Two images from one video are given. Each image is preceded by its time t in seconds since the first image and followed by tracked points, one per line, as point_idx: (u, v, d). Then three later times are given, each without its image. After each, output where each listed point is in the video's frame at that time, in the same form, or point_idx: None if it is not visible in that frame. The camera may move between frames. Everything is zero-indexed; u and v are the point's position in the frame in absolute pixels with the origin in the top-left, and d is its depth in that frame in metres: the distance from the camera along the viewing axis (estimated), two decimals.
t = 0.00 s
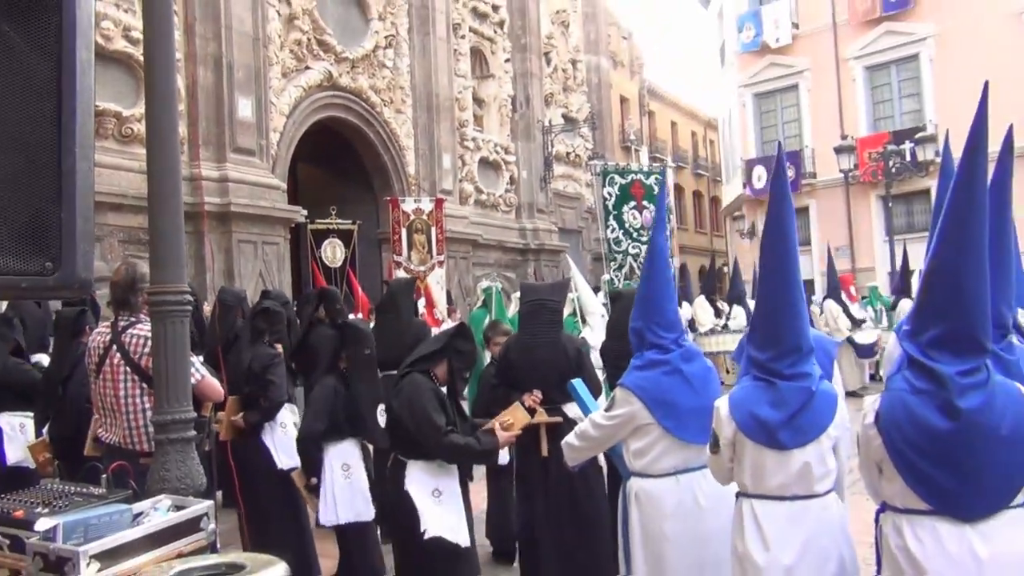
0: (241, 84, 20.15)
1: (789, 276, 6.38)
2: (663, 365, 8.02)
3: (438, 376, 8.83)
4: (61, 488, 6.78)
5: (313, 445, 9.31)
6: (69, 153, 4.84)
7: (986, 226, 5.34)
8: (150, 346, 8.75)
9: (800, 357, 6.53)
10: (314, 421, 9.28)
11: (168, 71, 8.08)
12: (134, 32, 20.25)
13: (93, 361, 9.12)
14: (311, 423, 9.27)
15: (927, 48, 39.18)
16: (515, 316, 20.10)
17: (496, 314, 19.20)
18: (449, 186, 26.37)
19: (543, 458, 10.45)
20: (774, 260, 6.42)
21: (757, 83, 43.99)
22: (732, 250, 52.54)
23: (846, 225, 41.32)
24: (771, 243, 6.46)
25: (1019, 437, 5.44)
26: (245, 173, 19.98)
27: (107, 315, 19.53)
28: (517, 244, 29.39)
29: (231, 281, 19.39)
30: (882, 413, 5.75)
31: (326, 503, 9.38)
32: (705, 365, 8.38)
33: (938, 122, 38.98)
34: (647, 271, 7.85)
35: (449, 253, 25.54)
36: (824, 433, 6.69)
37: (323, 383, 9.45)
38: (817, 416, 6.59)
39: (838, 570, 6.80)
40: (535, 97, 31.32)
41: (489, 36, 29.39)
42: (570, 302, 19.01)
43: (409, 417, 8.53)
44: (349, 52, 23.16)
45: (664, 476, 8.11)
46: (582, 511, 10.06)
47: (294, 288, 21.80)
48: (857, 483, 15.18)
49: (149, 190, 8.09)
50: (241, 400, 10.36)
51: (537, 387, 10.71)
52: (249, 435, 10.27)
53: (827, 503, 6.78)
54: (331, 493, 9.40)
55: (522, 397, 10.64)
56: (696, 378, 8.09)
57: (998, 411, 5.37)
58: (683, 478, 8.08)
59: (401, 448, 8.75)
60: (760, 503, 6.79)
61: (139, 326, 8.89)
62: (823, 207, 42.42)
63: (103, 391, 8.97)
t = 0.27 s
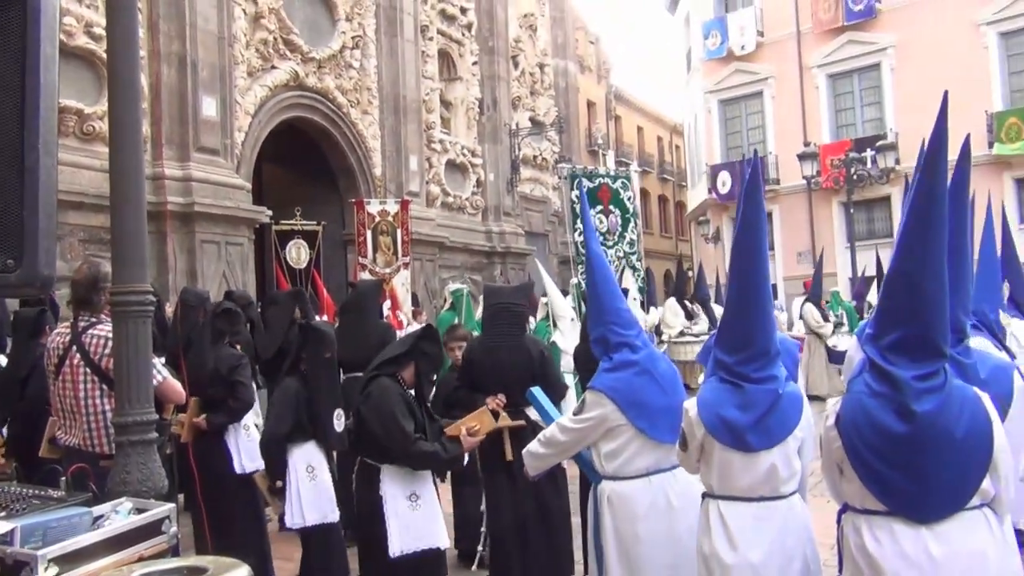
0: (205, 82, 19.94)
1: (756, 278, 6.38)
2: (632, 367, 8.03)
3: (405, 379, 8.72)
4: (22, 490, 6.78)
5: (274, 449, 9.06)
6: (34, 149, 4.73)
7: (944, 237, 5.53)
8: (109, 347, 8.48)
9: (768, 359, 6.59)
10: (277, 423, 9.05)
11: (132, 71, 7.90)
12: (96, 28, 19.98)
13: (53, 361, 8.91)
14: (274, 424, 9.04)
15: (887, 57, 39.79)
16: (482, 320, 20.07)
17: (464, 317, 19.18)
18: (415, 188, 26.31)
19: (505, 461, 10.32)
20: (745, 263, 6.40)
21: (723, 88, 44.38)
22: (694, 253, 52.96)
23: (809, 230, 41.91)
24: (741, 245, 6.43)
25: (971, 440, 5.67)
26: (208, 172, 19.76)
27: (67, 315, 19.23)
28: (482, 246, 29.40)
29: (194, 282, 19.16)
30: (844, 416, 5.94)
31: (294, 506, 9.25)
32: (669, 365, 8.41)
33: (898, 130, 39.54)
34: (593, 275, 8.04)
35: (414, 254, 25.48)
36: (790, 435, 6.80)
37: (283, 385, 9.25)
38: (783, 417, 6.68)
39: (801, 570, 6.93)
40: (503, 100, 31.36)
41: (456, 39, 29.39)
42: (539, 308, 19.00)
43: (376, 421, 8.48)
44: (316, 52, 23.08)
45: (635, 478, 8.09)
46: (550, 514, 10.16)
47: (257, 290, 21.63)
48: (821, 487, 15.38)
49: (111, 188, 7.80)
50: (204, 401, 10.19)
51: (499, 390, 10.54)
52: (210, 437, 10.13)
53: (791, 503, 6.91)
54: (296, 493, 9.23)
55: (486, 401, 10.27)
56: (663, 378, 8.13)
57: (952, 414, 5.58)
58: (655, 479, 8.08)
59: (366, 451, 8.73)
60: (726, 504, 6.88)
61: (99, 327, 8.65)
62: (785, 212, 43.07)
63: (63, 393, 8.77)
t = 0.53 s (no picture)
0: (174, 82, 19.77)
1: (719, 281, 6.42)
2: (603, 367, 8.04)
3: (378, 380, 8.69)
4: None
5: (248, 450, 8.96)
6: None
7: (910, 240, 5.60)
8: (77, 347, 8.39)
9: (734, 360, 6.62)
10: (252, 424, 8.95)
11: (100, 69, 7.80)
12: (63, 26, 19.74)
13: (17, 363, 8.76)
14: (247, 426, 8.93)
15: (855, 63, 40.18)
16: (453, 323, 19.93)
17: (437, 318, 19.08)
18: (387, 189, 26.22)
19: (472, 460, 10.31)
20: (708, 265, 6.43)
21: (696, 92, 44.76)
22: (665, 255, 53.20)
23: (778, 233, 42.22)
24: (705, 248, 6.44)
25: (936, 440, 5.73)
26: (177, 172, 19.56)
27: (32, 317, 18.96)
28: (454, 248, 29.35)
29: (162, 283, 18.94)
30: (810, 415, 6.00)
31: (267, 507, 9.06)
32: (640, 366, 8.41)
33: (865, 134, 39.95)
34: (568, 276, 8.05)
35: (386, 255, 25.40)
36: (757, 436, 6.82)
37: (254, 387, 9.13)
38: (749, 418, 6.71)
39: (766, 568, 6.94)
40: (475, 102, 31.36)
41: (428, 40, 29.35)
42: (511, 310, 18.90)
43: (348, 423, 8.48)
44: (287, 52, 22.98)
45: (606, 477, 8.11)
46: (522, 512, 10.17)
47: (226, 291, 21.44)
48: (790, 487, 15.48)
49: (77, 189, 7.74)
50: (176, 404, 10.05)
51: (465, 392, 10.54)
52: (185, 440, 10.01)
53: (757, 502, 6.95)
54: (270, 495, 9.08)
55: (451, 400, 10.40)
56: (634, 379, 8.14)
57: (916, 414, 5.64)
58: (626, 478, 8.09)
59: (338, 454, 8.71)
60: (692, 503, 6.92)
61: (66, 328, 8.54)
62: (756, 215, 43.39)
63: (28, 395, 8.62)
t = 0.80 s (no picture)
0: (137, 77, 19.55)
1: (674, 282, 6.58)
2: (568, 365, 8.08)
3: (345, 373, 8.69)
4: None
5: (216, 450, 8.85)
6: None
7: (870, 237, 5.70)
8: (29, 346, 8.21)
9: (693, 359, 6.72)
10: (220, 422, 8.88)
11: (61, 63, 7.68)
12: (23, 19, 19.47)
13: None
14: (215, 425, 8.83)
15: (818, 66, 40.62)
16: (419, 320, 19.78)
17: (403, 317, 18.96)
18: (353, 187, 26.09)
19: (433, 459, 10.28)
20: (661, 268, 6.63)
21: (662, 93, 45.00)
22: (631, 255, 53.45)
23: (742, 234, 42.56)
24: (657, 251, 6.66)
25: (895, 437, 5.79)
26: (139, 168, 19.32)
27: None
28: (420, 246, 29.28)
29: (123, 280, 18.73)
30: (774, 412, 6.07)
31: (234, 506, 8.95)
32: (606, 365, 8.45)
33: (828, 136, 40.38)
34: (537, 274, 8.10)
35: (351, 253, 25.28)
36: (720, 434, 6.88)
37: (222, 384, 9.04)
38: (712, 416, 6.76)
39: (726, 564, 6.96)
40: (442, 100, 31.32)
41: (396, 38, 29.26)
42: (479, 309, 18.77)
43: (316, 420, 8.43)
44: (252, 48, 22.82)
45: (571, 475, 8.13)
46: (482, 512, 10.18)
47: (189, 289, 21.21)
48: (754, 485, 15.61)
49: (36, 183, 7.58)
50: (144, 402, 9.91)
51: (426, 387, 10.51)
52: (153, 439, 9.88)
53: (720, 499, 7.00)
54: (233, 492, 8.96)
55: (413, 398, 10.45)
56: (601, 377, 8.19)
57: (875, 410, 5.71)
58: (591, 476, 8.12)
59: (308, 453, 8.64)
60: (657, 500, 6.96)
61: (19, 327, 8.35)
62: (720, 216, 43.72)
63: None
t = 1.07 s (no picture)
0: (101, 72, 19.34)
1: (641, 278, 6.58)
2: (536, 362, 8.12)
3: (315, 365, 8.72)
4: None
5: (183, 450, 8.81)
6: None
7: (837, 234, 5.73)
8: None
9: (661, 355, 6.76)
10: (191, 423, 8.78)
11: (22, 56, 7.57)
12: None
13: None
14: (187, 425, 8.74)
15: (785, 68, 40.98)
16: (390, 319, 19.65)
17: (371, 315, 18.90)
18: (322, 184, 26.00)
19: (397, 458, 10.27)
20: (630, 264, 6.61)
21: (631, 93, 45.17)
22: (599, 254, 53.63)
23: (710, 233, 42.86)
24: (624, 247, 6.66)
25: (860, 432, 5.86)
26: (103, 164, 19.11)
27: None
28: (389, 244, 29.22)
29: (86, 277, 18.47)
30: (741, 409, 6.13)
31: (201, 506, 8.91)
32: (572, 361, 8.48)
33: (795, 138, 40.75)
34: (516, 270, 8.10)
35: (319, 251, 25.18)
36: (687, 431, 6.93)
37: (195, 384, 8.96)
38: (679, 412, 6.81)
39: (692, 561, 6.96)
40: (411, 98, 31.28)
41: (365, 35, 29.18)
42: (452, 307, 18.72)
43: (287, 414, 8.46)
44: (219, 44, 22.68)
45: (538, 472, 8.16)
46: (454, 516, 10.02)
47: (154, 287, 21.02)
48: (719, 481, 15.75)
49: None
50: (109, 402, 9.80)
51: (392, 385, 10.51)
52: (119, 438, 9.78)
53: (686, 496, 7.05)
54: (201, 492, 8.92)
55: (378, 396, 10.45)
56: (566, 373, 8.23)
57: (840, 406, 5.78)
58: (558, 472, 8.17)
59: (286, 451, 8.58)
60: (625, 497, 7.00)
61: None
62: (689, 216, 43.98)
63: None
